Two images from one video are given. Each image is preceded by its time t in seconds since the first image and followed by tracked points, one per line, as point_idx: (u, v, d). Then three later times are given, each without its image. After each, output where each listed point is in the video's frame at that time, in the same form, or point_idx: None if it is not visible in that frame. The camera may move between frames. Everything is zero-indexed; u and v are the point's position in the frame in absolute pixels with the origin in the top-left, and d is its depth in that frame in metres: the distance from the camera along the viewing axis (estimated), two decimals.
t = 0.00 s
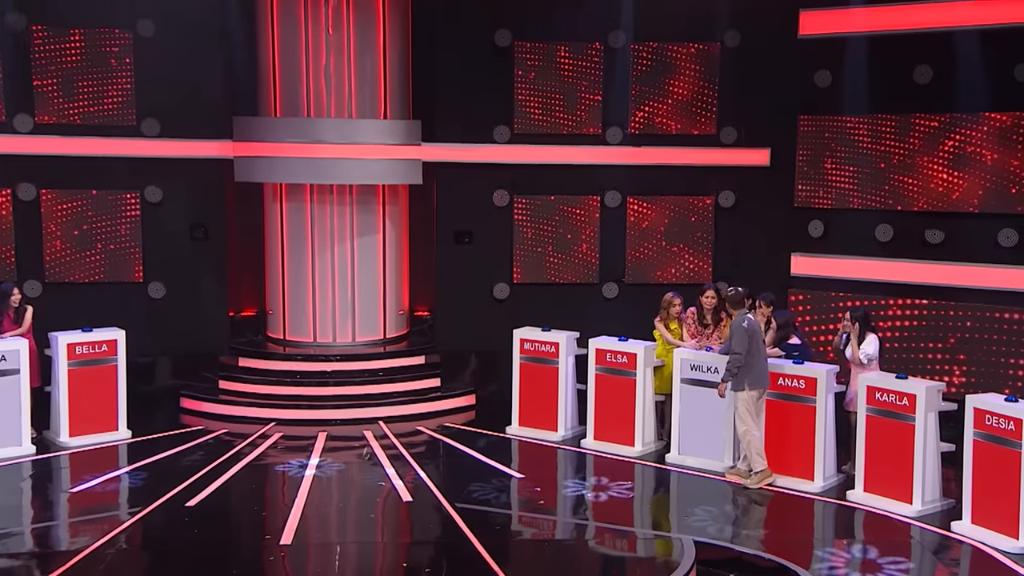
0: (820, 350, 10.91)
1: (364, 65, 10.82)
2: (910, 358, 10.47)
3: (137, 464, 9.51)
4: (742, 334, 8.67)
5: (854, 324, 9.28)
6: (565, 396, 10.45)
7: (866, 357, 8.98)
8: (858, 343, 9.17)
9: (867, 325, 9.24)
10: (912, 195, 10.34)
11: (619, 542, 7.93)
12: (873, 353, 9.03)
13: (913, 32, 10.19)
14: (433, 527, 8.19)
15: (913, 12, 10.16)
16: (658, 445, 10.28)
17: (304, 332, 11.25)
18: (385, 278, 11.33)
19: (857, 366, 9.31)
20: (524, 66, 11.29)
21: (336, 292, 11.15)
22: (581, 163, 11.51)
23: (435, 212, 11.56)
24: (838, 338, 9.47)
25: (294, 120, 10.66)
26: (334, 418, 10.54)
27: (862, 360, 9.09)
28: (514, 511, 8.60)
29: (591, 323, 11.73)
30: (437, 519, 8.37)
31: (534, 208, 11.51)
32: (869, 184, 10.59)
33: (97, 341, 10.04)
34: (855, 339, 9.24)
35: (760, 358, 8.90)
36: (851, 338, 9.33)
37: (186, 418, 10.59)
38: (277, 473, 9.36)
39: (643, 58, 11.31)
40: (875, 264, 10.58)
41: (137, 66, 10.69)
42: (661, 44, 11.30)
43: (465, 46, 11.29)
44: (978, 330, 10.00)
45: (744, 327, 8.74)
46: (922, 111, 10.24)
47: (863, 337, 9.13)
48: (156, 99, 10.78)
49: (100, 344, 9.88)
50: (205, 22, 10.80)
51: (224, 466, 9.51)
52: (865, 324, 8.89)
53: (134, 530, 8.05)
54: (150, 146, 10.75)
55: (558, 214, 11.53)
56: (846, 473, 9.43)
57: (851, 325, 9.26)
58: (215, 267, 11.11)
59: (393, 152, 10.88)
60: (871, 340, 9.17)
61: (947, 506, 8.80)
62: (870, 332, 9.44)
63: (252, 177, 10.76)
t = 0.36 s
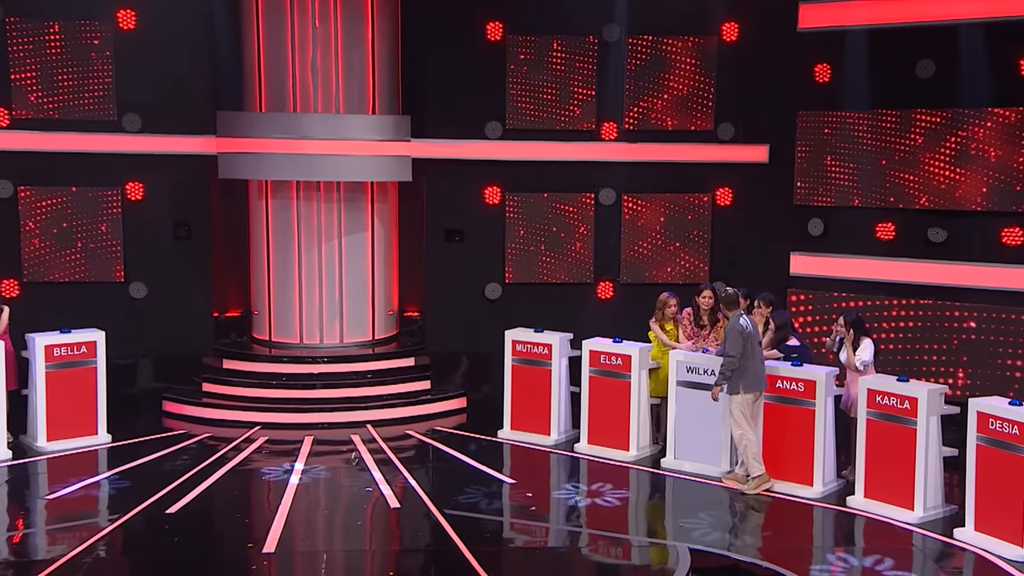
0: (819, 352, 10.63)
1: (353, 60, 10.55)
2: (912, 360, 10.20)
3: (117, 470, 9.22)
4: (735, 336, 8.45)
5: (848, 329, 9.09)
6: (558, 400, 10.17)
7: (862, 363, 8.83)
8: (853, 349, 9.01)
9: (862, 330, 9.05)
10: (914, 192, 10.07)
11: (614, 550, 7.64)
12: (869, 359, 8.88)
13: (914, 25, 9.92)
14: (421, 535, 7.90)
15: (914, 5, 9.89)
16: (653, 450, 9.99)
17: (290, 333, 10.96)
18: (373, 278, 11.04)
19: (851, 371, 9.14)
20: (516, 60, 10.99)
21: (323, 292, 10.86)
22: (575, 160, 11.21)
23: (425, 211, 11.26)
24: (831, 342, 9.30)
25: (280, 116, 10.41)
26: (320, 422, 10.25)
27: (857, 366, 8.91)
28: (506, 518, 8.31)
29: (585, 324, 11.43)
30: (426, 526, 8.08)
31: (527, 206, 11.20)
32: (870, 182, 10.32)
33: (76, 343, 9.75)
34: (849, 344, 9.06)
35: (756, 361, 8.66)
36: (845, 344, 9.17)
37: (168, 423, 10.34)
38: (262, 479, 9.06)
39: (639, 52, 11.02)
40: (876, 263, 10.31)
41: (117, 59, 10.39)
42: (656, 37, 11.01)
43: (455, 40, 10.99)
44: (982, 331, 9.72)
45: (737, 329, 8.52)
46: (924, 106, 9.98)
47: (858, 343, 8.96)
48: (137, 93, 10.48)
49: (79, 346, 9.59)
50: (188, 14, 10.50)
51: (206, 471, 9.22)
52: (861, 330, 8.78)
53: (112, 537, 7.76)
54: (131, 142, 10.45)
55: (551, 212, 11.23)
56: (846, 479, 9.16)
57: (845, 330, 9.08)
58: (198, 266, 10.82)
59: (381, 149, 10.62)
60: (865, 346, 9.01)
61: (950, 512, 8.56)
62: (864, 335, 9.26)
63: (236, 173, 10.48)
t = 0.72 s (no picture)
0: (816, 353, 10.37)
1: (338, 53, 10.27)
2: (912, 361, 9.93)
3: (94, 474, 8.92)
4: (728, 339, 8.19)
5: (844, 332, 8.83)
6: (549, 403, 9.89)
7: (859, 367, 8.56)
8: (849, 352, 8.75)
9: (857, 333, 8.78)
10: (913, 189, 9.82)
11: (608, 556, 7.37)
12: (865, 363, 8.62)
13: (916, 18, 9.68)
14: (406, 542, 7.61)
15: None
16: (646, 453, 9.72)
17: (273, 334, 10.67)
18: (359, 277, 10.75)
19: (847, 375, 8.89)
20: (505, 53, 10.70)
21: (307, 291, 10.57)
22: (567, 156, 10.93)
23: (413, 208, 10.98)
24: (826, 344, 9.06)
25: (263, 110, 10.10)
26: (304, 425, 9.97)
27: (853, 371, 8.66)
28: (495, 524, 8.03)
29: (577, 324, 11.15)
30: (412, 533, 7.80)
31: (517, 204, 10.92)
32: (869, 178, 10.06)
33: (52, 344, 9.46)
34: (845, 348, 8.80)
35: (749, 362, 8.41)
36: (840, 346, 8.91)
37: (147, 426, 10.05)
38: (243, 484, 8.77)
39: (631, 45, 10.75)
40: (875, 262, 10.04)
41: (94, 52, 10.10)
42: (649, 30, 10.74)
43: (443, 33, 10.71)
44: (983, 331, 9.46)
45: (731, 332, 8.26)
46: (925, 101, 9.71)
47: (853, 346, 8.71)
48: (115, 87, 10.18)
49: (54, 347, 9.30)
50: (167, 5, 10.20)
51: (186, 475, 8.92)
52: (858, 333, 8.53)
53: (86, 545, 7.46)
54: (109, 137, 10.15)
55: (542, 210, 10.94)
56: (844, 484, 8.89)
57: (840, 333, 8.81)
58: (178, 264, 10.52)
59: (367, 144, 10.31)
60: (862, 349, 8.74)
61: (951, 518, 8.26)
62: (861, 338, 8.99)
63: (217, 170, 10.18)
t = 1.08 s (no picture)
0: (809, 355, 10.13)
1: (319, 45, 9.99)
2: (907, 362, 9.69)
3: (65, 480, 8.62)
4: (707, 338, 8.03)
5: (835, 333, 8.63)
6: (535, 405, 9.63)
7: (852, 370, 8.34)
8: (841, 354, 8.54)
9: (850, 335, 8.54)
10: (907, 186, 9.58)
11: (596, 563, 7.11)
12: (858, 366, 8.42)
13: (911, 10, 9.44)
14: (387, 550, 7.33)
15: None
16: (636, 457, 9.46)
17: (252, 335, 10.37)
18: (341, 276, 10.47)
19: (840, 377, 8.67)
20: (491, 47, 10.43)
21: (287, 291, 10.28)
22: (554, 152, 10.65)
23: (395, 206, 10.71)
24: (818, 345, 8.85)
25: (241, 105, 9.82)
26: (283, 429, 9.67)
27: (845, 373, 8.46)
28: (480, 531, 7.75)
29: (565, 325, 10.87)
30: (394, 540, 7.52)
31: (503, 201, 10.65)
32: (861, 174, 9.82)
33: (22, 346, 9.15)
34: (837, 350, 8.59)
35: (731, 363, 8.21)
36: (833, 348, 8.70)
37: (121, 430, 9.74)
38: (219, 489, 8.48)
39: (619, 38, 10.49)
40: (868, 260, 9.80)
41: (66, 45, 9.80)
42: (638, 23, 10.48)
43: (427, 26, 10.44)
44: (980, 330, 9.22)
45: (709, 332, 8.10)
46: (921, 95, 9.47)
47: (846, 348, 8.50)
48: (88, 81, 9.89)
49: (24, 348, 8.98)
50: None
51: (162, 481, 8.62)
52: (851, 334, 8.34)
53: (55, 554, 7.16)
54: (82, 132, 9.84)
55: (529, 207, 10.67)
56: (837, 488, 8.63)
57: (832, 335, 8.58)
58: (154, 264, 10.22)
59: (348, 140, 10.04)
60: (855, 351, 8.53)
61: (946, 523, 8.01)
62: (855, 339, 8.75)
63: (194, 167, 9.89)
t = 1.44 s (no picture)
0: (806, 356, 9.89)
1: (303, 38, 9.72)
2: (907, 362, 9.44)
3: (40, 486, 8.34)
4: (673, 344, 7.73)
5: (833, 336, 8.32)
6: (525, 408, 9.37)
7: (850, 372, 8.05)
8: (838, 356, 8.27)
9: (847, 336, 8.27)
10: (905, 183, 9.33)
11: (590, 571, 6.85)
12: (855, 368, 8.14)
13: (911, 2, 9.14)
14: (371, 558, 7.06)
15: None
16: (628, 461, 9.22)
17: (235, 336, 10.10)
18: (326, 275, 10.19)
19: (837, 379, 8.41)
20: (480, 40, 10.16)
21: (270, 291, 10.00)
22: (545, 148, 10.38)
23: (382, 204, 10.43)
24: (816, 346, 8.56)
25: (223, 99, 9.54)
26: (266, 433, 9.40)
27: (842, 376, 8.18)
28: (470, 537, 7.49)
29: (556, 325, 10.61)
30: (380, 547, 7.25)
31: (492, 198, 10.38)
32: (860, 170, 9.57)
33: None
34: (834, 351, 8.29)
35: (699, 367, 7.92)
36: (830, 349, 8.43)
37: (98, 434, 9.46)
38: (200, 494, 8.20)
39: (611, 31, 10.23)
40: (867, 258, 9.55)
41: (41, 37, 9.52)
42: (630, 15, 10.22)
43: (413, 18, 10.17)
44: (981, 329, 8.98)
45: (676, 337, 7.80)
46: (921, 89, 9.22)
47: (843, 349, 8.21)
48: (63, 74, 9.62)
49: None
50: None
51: (140, 486, 8.34)
52: (849, 335, 8.05)
53: (28, 562, 6.89)
54: (58, 127, 9.57)
55: (519, 205, 10.40)
56: (834, 493, 8.38)
57: (829, 336, 8.30)
58: (132, 262, 9.96)
59: (333, 135, 9.77)
60: (853, 352, 8.20)
61: (946, 528, 7.76)
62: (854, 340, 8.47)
63: (174, 162, 9.61)
